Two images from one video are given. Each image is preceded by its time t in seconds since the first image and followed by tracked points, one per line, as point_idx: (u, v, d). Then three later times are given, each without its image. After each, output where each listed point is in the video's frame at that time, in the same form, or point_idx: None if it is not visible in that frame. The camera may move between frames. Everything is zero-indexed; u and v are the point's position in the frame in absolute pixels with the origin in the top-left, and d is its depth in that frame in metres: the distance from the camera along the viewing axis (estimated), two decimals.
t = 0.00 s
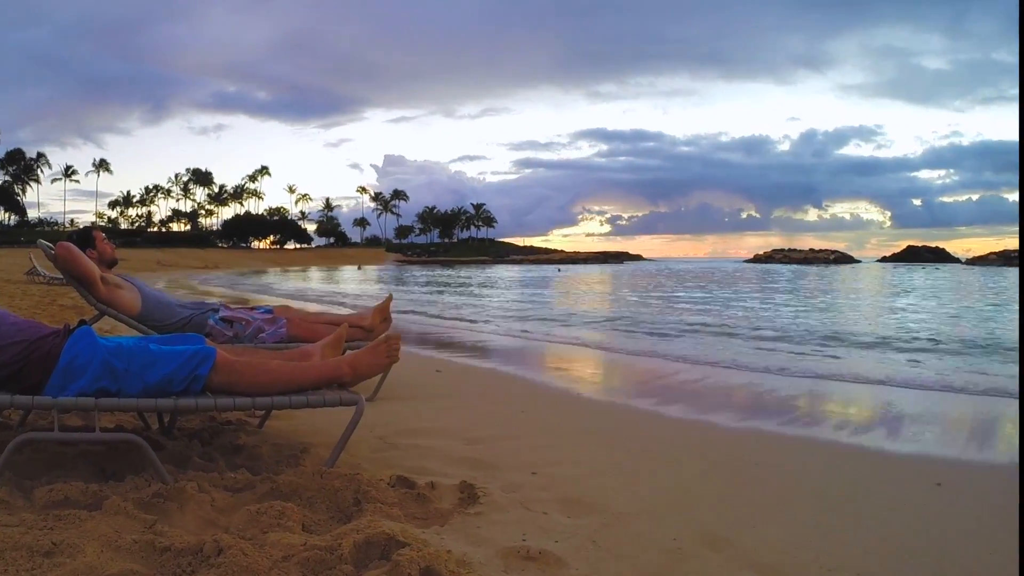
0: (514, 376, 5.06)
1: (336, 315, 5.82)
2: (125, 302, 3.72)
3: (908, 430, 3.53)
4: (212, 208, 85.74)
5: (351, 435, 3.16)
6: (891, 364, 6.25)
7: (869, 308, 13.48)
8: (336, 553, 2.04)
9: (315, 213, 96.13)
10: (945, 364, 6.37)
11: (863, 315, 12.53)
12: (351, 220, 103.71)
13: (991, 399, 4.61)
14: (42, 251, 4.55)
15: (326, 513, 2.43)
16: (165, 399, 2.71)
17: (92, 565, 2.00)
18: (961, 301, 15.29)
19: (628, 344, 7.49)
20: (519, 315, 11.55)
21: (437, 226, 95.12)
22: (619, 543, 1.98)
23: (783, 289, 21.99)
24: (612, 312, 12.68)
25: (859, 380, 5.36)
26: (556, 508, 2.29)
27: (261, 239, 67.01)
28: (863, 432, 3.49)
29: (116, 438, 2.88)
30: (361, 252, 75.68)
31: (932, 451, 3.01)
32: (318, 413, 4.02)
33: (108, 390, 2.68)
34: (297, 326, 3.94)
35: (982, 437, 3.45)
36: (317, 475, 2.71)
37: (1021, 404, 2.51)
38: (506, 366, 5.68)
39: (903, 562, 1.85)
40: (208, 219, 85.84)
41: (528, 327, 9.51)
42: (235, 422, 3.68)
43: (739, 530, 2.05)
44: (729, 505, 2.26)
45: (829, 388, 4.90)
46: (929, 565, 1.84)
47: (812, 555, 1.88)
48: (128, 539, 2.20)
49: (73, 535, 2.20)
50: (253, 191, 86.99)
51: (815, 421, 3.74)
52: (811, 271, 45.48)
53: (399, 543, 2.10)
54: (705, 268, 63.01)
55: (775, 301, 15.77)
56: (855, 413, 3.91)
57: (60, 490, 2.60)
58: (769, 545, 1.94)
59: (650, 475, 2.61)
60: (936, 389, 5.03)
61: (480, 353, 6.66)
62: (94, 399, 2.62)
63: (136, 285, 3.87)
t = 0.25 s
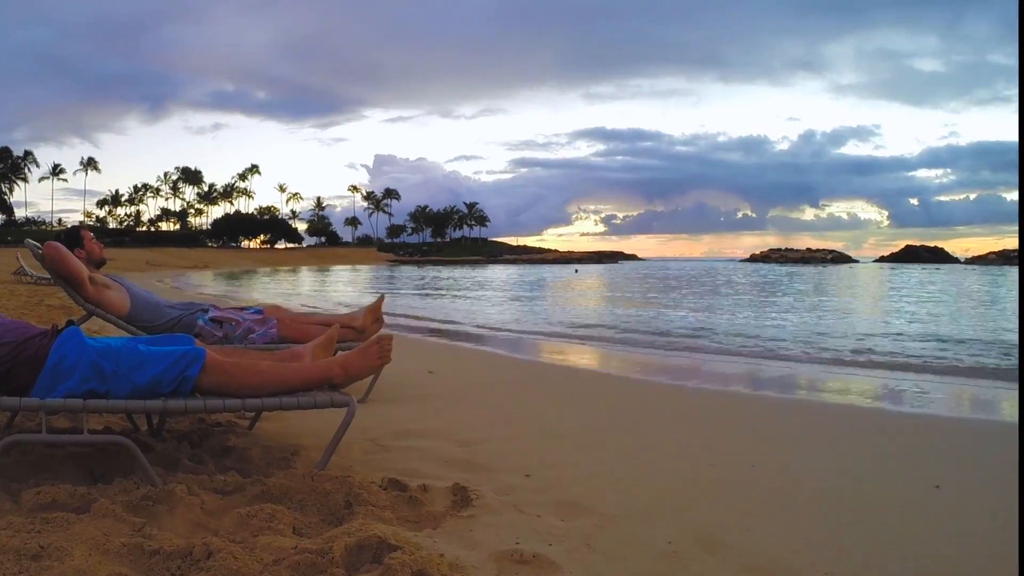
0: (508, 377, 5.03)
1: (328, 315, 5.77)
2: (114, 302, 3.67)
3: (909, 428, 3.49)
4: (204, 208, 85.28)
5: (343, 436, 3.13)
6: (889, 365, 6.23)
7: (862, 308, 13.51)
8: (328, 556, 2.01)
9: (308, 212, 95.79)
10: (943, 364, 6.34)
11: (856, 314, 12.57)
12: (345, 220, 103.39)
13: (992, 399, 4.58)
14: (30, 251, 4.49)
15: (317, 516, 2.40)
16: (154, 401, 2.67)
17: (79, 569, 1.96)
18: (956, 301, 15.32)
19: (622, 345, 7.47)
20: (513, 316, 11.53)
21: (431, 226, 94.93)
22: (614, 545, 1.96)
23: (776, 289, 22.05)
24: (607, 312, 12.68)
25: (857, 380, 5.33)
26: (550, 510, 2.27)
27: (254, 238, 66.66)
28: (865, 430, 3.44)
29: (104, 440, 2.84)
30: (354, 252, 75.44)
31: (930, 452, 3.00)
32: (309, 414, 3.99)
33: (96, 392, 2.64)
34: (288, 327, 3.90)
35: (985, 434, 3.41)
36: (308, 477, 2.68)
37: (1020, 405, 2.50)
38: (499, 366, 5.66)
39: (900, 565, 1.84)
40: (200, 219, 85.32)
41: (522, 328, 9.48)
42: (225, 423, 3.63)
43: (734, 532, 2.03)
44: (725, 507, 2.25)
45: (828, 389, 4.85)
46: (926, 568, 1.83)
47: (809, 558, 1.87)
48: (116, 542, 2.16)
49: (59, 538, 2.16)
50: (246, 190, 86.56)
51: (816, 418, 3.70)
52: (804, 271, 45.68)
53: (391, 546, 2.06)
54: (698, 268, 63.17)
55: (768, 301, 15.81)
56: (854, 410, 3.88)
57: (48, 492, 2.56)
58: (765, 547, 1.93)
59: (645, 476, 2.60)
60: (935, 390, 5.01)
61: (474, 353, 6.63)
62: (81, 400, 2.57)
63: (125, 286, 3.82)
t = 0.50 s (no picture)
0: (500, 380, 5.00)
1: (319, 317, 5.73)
2: (102, 302, 3.62)
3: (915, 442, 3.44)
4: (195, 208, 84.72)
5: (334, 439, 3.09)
6: (887, 368, 6.20)
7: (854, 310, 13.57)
8: (319, 560, 1.98)
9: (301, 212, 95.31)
10: (943, 368, 6.30)
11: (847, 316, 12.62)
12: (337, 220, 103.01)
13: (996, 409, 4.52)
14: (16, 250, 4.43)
15: (308, 519, 2.36)
16: (142, 402, 2.63)
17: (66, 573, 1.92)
18: (952, 302, 15.31)
19: (614, 347, 7.46)
20: (506, 317, 11.50)
21: (424, 225, 94.49)
22: (610, 548, 1.94)
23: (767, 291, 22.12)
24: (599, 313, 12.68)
25: (855, 385, 5.30)
26: (544, 513, 2.25)
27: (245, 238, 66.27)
28: (869, 449, 3.38)
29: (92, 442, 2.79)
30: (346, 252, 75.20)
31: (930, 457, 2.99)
32: (300, 417, 3.95)
33: (84, 393, 2.60)
34: (279, 327, 3.86)
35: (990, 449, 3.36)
36: (299, 480, 2.65)
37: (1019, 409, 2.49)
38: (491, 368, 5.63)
39: (897, 568, 1.83)
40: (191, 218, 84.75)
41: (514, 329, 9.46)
42: (215, 425, 3.59)
43: (731, 535, 2.02)
44: (720, 510, 2.24)
45: (828, 395, 4.79)
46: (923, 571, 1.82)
47: (805, 561, 1.86)
48: (104, 545, 2.12)
49: (46, 541, 2.11)
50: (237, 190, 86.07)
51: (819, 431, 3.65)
52: (795, 272, 45.89)
53: (383, 549, 2.04)
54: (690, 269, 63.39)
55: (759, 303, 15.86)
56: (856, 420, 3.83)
57: (35, 495, 2.51)
58: (762, 550, 1.92)
59: (639, 479, 2.58)
60: (934, 395, 4.98)
61: (465, 356, 6.60)
62: (68, 402, 2.53)
63: (113, 286, 3.77)
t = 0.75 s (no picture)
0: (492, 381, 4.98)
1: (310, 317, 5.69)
2: (90, 303, 3.58)
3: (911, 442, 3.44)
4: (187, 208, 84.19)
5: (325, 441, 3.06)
6: (881, 368, 6.21)
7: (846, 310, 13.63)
8: (309, 564, 1.95)
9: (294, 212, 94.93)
10: (938, 367, 6.31)
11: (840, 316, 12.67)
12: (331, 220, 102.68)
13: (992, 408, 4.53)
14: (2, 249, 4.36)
15: (298, 522, 2.33)
16: (131, 404, 2.59)
17: None
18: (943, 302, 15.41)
19: (607, 347, 7.45)
20: (498, 317, 11.46)
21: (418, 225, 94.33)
22: (604, 552, 1.92)
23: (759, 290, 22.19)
24: (592, 313, 12.68)
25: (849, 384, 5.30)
26: (538, 516, 2.23)
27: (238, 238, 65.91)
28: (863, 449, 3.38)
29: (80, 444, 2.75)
30: (338, 252, 74.89)
31: (927, 459, 2.97)
32: (290, 418, 3.90)
33: (72, 394, 2.55)
34: (269, 328, 3.82)
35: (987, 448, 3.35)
36: (290, 482, 2.61)
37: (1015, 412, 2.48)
38: (484, 369, 5.60)
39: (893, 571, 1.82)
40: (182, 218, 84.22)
41: (507, 330, 9.44)
42: (204, 427, 3.54)
43: (726, 539, 2.00)
44: (715, 513, 2.22)
45: (823, 395, 4.79)
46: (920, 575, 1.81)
47: (802, 565, 1.84)
48: (92, 549, 2.08)
49: (32, 545, 2.07)
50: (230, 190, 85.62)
51: (813, 431, 3.64)
52: (788, 272, 46.08)
53: (374, 552, 2.00)
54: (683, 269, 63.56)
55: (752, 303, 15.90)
56: (853, 420, 3.81)
57: (21, 498, 2.46)
58: (757, 553, 1.91)
59: (634, 482, 2.56)
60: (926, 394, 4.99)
61: (458, 356, 6.56)
62: (56, 403, 2.49)
63: (101, 286, 3.72)
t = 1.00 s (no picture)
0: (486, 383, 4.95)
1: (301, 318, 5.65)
2: (77, 302, 3.53)
3: (907, 445, 3.42)
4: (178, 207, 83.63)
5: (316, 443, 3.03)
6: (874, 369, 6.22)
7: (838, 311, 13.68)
8: (300, 567, 1.92)
9: (287, 211, 94.52)
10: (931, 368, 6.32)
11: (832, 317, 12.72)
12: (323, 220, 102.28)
13: (988, 409, 4.52)
14: None
15: (289, 526, 2.29)
16: (119, 405, 2.55)
17: None
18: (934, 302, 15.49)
19: (601, 348, 7.44)
20: (492, 318, 11.43)
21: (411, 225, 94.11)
22: (599, 555, 1.89)
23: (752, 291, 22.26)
24: (586, 314, 12.67)
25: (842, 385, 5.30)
26: (532, 519, 2.20)
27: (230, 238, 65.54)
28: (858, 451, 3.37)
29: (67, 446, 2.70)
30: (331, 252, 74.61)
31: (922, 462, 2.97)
32: (280, 420, 3.87)
33: (59, 395, 2.51)
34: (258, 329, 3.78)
35: (985, 450, 3.34)
36: (280, 485, 2.58)
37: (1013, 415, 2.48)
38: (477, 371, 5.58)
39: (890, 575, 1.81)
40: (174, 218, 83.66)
41: (501, 330, 9.42)
42: (193, 429, 3.50)
43: (722, 542, 1.99)
44: (711, 516, 2.21)
45: (818, 396, 4.78)
46: None
47: (799, 568, 1.83)
48: (80, 552, 2.04)
49: (18, 549, 2.03)
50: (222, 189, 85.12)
51: (809, 433, 3.63)
52: (781, 272, 46.27)
53: (366, 555, 1.98)
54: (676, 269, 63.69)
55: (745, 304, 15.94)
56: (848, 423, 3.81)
57: (7, 501, 2.42)
58: (753, 556, 1.89)
59: (629, 484, 2.54)
60: (919, 395, 5.00)
61: (451, 358, 6.54)
62: (42, 405, 2.44)
63: (89, 286, 3.67)
